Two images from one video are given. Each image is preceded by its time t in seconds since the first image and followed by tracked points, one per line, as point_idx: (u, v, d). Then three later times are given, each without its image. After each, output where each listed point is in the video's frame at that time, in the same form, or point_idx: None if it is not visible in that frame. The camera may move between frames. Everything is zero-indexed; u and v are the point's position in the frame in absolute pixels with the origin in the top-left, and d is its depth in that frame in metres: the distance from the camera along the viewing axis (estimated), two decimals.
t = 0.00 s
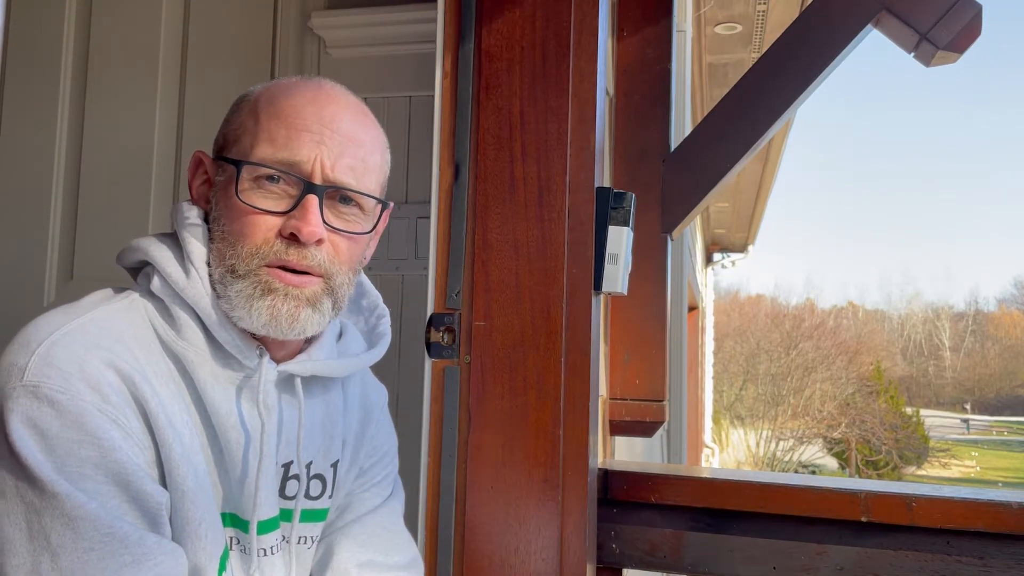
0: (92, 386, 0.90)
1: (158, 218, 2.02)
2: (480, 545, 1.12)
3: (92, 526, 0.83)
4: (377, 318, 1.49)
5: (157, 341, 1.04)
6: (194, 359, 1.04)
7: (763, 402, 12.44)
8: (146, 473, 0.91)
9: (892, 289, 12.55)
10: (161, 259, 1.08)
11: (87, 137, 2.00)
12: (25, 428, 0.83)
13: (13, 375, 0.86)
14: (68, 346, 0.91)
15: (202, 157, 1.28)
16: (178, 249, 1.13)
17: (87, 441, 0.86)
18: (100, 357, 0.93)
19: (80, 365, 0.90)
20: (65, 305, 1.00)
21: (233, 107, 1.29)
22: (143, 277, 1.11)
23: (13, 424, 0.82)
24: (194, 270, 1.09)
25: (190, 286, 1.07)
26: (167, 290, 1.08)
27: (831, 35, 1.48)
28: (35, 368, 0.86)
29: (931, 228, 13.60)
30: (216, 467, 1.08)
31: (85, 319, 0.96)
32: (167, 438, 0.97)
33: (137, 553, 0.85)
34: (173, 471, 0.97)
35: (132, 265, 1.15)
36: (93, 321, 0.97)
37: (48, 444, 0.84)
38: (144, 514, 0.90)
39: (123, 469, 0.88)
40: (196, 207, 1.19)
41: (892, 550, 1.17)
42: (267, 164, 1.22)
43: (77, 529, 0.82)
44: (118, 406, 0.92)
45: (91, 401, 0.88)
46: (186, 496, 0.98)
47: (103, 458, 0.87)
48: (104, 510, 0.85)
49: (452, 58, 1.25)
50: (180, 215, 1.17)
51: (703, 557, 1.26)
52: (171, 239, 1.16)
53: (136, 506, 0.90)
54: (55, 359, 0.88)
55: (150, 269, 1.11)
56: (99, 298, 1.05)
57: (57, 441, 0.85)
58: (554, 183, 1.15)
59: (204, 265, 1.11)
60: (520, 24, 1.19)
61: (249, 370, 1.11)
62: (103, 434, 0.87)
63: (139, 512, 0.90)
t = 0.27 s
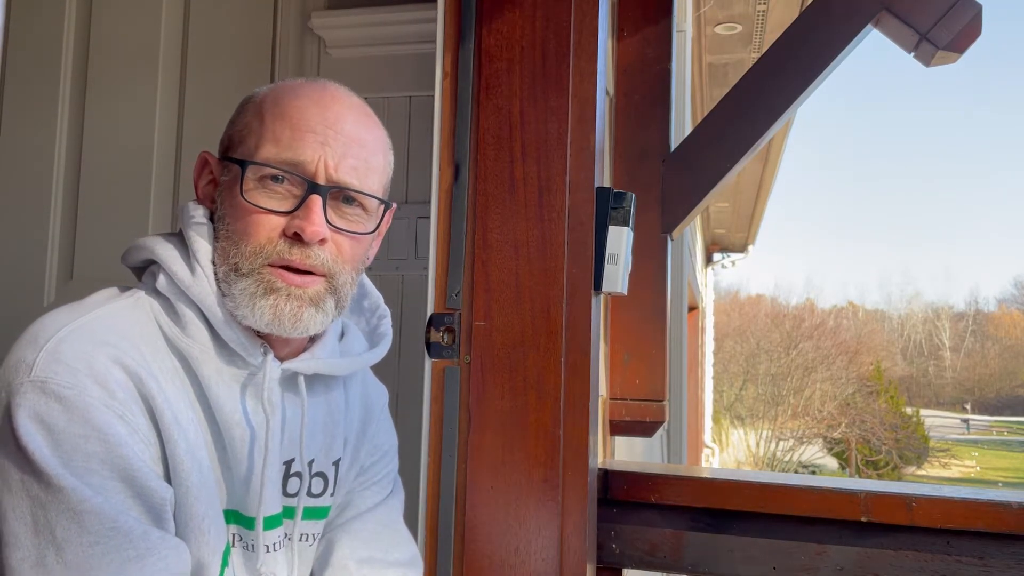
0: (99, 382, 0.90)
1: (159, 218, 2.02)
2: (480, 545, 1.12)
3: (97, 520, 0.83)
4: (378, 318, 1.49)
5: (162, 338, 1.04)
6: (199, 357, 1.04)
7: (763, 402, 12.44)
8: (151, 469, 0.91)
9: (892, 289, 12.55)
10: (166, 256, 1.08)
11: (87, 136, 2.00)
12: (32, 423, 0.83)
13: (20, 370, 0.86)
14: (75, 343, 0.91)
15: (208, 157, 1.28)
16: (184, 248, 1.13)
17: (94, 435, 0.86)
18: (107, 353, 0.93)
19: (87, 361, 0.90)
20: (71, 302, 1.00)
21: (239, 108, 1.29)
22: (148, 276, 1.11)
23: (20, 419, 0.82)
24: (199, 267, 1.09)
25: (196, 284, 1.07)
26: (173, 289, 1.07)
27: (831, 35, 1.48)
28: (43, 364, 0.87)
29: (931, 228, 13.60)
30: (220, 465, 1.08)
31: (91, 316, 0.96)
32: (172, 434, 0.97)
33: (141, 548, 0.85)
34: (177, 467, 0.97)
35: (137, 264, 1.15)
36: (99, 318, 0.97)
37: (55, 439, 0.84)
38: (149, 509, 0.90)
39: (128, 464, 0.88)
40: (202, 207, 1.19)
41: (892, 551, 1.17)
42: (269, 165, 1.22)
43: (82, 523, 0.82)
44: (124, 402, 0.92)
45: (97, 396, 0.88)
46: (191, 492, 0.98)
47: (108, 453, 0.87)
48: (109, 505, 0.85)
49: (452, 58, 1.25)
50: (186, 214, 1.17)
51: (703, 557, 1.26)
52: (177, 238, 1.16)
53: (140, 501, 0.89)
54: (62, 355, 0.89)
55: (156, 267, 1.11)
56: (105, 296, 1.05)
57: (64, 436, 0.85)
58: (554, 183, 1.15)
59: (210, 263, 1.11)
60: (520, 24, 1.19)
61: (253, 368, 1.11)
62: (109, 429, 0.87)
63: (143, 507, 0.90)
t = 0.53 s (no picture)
0: (98, 380, 0.90)
1: (158, 218, 2.02)
2: (480, 545, 1.12)
3: (97, 518, 0.83)
4: (377, 319, 1.49)
5: (161, 338, 1.04)
6: (199, 356, 1.04)
7: (763, 402, 12.43)
8: (151, 468, 0.90)
9: (892, 289, 12.55)
10: (166, 256, 1.08)
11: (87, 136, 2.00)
12: (31, 422, 0.83)
13: (20, 369, 0.86)
14: (74, 342, 0.91)
15: (211, 156, 1.28)
16: (183, 247, 1.13)
17: (93, 434, 0.86)
18: (106, 351, 0.93)
19: (86, 360, 0.90)
20: (71, 302, 1.00)
21: (242, 107, 1.29)
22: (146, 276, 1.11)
23: (20, 417, 0.82)
24: (199, 267, 1.09)
25: (195, 283, 1.07)
26: (173, 288, 1.08)
27: (831, 35, 1.48)
28: (42, 362, 0.86)
29: (931, 228, 13.59)
30: (219, 463, 1.08)
31: (91, 315, 0.96)
32: (171, 433, 0.97)
33: (140, 546, 0.86)
34: (176, 466, 0.97)
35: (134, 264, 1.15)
36: (99, 317, 0.97)
37: (54, 438, 0.84)
38: (148, 507, 0.90)
39: (127, 462, 0.88)
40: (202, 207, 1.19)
41: (893, 551, 1.16)
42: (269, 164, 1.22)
43: (81, 522, 0.82)
44: (124, 401, 0.92)
45: (97, 395, 0.88)
46: (190, 491, 0.98)
47: (108, 452, 0.87)
48: (108, 503, 0.85)
49: (452, 58, 1.25)
50: (185, 214, 1.17)
51: (703, 557, 1.26)
52: (175, 237, 1.16)
53: (140, 499, 0.90)
54: (62, 353, 0.89)
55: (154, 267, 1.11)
56: (103, 295, 1.05)
57: (64, 434, 0.85)
58: (554, 183, 1.15)
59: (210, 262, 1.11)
60: (520, 24, 1.19)
61: (253, 367, 1.11)
62: (108, 428, 0.87)
63: (142, 505, 0.90)
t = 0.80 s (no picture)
0: (96, 381, 0.90)
1: (159, 218, 2.02)
2: (480, 545, 1.12)
3: (94, 520, 0.83)
4: (376, 320, 1.49)
5: (159, 339, 1.04)
6: (197, 357, 1.04)
7: (763, 402, 12.43)
8: (149, 469, 0.91)
9: (892, 289, 12.55)
10: (163, 257, 1.08)
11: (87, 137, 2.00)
12: (29, 423, 0.83)
13: (17, 370, 0.86)
14: (71, 343, 0.91)
15: (207, 156, 1.28)
16: (181, 247, 1.13)
17: (91, 435, 0.86)
18: (104, 353, 0.93)
19: (83, 361, 0.90)
20: (69, 302, 1.00)
21: (238, 106, 1.29)
22: (144, 277, 1.11)
23: (17, 419, 0.82)
24: (196, 268, 1.09)
25: (193, 284, 1.07)
26: (171, 289, 1.07)
27: (831, 35, 1.48)
28: (39, 364, 0.86)
29: (931, 228, 13.59)
30: (217, 465, 1.08)
31: (89, 316, 0.96)
32: (169, 434, 0.97)
33: (138, 548, 0.86)
34: (174, 467, 0.97)
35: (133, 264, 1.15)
36: (97, 318, 0.97)
37: (52, 439, 0.84)
38: (145, 508, 0.90)
39: (125, 464, 0.88)
40: (201, 207, 1.19)
41: (893, 551, 1.17)
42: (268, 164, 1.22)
43: (79, 523, 0.83)
44: (122, 402, 0.92)
45: (94, 396, 0.88)
46: (188, 491, 0.98)
47: (105, 453, 0.87)
48: (106, 504, 0.85)
49: (452, 58, 1.25)
50: (183, 214, 1.17)
51: (703, 557, 1.26)
52: (173, 238, 1.16)
53: (138, 500, 0.90)
54: (59, 354, 0.88)
55: (152, 268, 1.11)
56: (101, 295, 1.05)
57: (61, 436, 0.85)
58: (554, 183, 1.15)
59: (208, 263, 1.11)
60: (520, 24, 1.19)
61: (250, 369, 1.11)
62: (106, 429, 0.87)
63: (140, 506, 0.90)
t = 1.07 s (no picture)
0: (94, 383, 0.90)
1: (159, 219, 2.02)
2: (480, 545, 1.12)
3: (92, 522, 0.83)
4: (375, 320, 1.49)
5: (158, 339, 1.04)
6: (195, 358, 1.04)
7: (763, 402, 12.43)
8: (147, 470, 0.90)
9: (892, 289, 12.56)
10: (162, 257, 1.08)
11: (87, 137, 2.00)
12: (27, 424, 0.83)
13: (15, 371, 0.86)
14: (70, 344, 0.91)
15: (207, 155, 1.28)
16: (179, 247, 1.13)
17: (89, 436, 0.86)
18: (102, 354, 0.93)
19: (82, 363, 0.90)
20: (67, 303, 1.00)
21: (238, 106, 1.29)
22: (142, 276, 1.11)
23: (15, 421, 0.83)
24: (196, 269, 1.09)
25: (192, 285, 1.07)
26: (169, 290, 1.07)
27: (831, 35, 1.48)
28: (38, 365, 0.87)
29: (931, 228, 13.60)
30: (216, 466, 1.08)
31: (87, 317, 0.96)
32: (168, 435, 0.97)
33: (137, 550, 0.85)
34: (173, 468, 0.97)
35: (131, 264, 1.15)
36: (94, 319, 0.97)
37: (50, 441, 0.84)
38: (144, 510, 0.90)
39: (123, 465, 0.88)
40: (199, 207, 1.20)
41: (892, 550, 1.17)
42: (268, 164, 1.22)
43: (77, 525, 0.83)
44: (120, 403, 0.92)
45: (93, 397, 0.88)
46: (187, 493, 0.98)
47: (103, 455, 0.87)
48: (104, 506, 0.85)
49: (452, 58, 1.25)
50: (181, 214, 1.17)
51: (703, 557, 1.26)
52: (171, 237, 1.16)
53: (136, 502, 0.90)
54: (57, 356, 0.89)
55: (151, 268, 1.11)
56: (100, 296, 1.05)
57: (59, 438, 0.85)
58: (554, 183, 1.15)
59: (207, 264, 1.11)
60: (520, 24, 1.19)
61: (249, 369, 1.11)
62: (104, 431, 0.87)
63: (138, 508, 0.90)
